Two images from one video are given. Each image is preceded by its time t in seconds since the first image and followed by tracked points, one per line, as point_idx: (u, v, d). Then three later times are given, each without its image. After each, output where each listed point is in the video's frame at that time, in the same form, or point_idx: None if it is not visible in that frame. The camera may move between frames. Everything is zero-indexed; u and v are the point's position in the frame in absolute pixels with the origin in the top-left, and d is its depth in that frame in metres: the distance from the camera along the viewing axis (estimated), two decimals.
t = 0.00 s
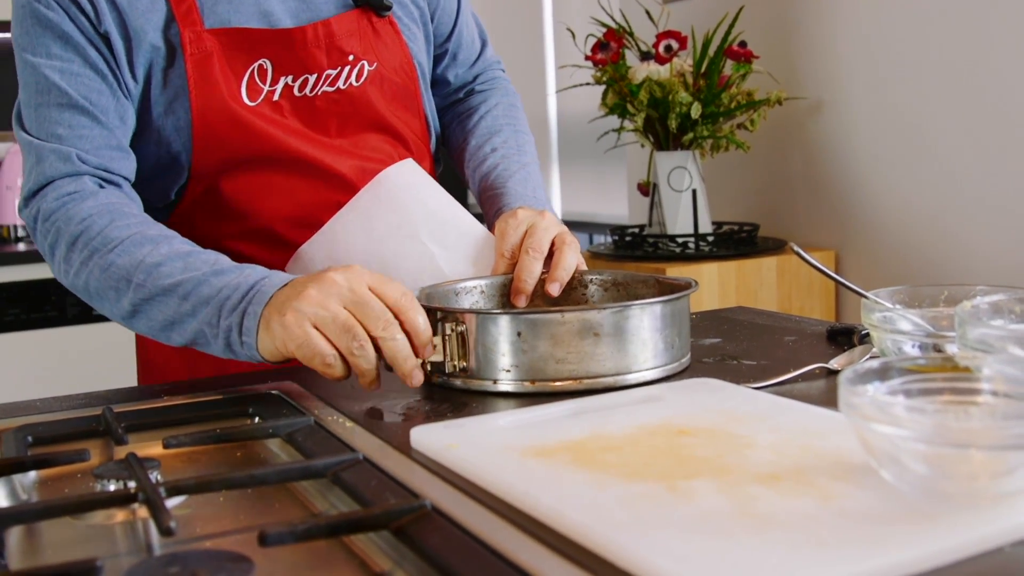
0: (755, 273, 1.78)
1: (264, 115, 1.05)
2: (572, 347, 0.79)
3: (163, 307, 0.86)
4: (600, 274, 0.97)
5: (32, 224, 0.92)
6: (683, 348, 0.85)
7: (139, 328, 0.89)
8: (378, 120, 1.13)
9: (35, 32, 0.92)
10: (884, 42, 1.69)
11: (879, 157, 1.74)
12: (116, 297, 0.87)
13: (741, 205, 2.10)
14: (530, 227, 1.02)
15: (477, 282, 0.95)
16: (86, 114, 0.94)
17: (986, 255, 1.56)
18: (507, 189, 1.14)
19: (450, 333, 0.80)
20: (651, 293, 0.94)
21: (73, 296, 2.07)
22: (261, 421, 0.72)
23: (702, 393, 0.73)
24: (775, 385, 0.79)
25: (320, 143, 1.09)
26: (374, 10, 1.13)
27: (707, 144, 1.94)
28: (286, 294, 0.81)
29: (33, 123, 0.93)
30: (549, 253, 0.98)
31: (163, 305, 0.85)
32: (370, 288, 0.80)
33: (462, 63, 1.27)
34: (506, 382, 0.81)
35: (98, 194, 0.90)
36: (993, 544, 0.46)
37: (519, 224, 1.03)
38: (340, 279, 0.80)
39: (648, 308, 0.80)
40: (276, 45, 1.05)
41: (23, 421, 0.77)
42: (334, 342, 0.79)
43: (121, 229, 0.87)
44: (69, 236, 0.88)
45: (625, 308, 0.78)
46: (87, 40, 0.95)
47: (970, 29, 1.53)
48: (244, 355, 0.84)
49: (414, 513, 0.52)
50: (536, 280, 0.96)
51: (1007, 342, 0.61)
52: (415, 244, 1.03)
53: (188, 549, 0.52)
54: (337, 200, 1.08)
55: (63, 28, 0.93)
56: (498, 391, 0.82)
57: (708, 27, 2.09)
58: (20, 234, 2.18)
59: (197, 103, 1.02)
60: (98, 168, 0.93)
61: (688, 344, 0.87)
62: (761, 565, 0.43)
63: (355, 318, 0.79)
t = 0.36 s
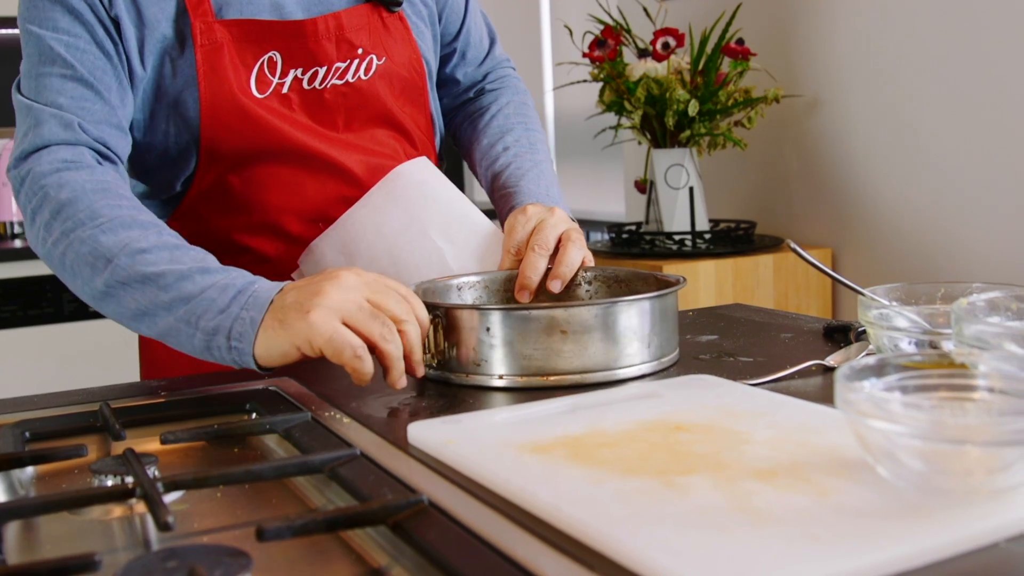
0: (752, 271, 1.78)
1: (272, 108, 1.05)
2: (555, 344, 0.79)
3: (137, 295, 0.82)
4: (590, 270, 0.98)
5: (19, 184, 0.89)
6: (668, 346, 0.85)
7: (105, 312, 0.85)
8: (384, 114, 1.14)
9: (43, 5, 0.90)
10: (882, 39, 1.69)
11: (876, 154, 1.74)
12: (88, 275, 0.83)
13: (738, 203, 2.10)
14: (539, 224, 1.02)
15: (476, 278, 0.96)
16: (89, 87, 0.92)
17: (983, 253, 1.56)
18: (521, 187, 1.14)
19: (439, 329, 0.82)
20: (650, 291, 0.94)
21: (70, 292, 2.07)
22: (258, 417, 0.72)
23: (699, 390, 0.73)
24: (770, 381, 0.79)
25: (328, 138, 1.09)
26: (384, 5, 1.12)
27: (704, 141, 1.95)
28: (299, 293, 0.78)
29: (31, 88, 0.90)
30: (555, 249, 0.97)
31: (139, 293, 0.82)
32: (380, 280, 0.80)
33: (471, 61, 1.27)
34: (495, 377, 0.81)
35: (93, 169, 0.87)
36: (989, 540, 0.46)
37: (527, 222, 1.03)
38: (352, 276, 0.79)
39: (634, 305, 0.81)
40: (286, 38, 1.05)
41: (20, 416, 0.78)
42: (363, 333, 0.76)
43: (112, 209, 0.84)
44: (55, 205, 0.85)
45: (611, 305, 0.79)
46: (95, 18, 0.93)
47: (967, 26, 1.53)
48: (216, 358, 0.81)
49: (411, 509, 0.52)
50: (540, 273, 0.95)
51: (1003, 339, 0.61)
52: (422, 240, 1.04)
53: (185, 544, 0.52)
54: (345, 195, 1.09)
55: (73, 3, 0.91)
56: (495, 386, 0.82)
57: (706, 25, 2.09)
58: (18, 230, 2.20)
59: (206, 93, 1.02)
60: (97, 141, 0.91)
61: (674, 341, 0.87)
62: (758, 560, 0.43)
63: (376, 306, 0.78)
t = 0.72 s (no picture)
0: (751, 272, 1.79)
1: (277, 109, 1.05)
2: (551, 345, 0.79)
3: (126, 269, 0.80)
4: (591, 271, 0.98)
5: None
6: (667, 348, 0.85)
7: (82, 287, 0.82)
8: (389, 113, 1.14)
9: None
10: (881, 41, 1.69)
11: (876, 155, 1.74)
12: (73, 247, 0.80)
13: (737, 204, 2.10)
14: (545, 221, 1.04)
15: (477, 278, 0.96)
16: (81, 72, 0.91)
17: (982, 254, 1.56)
18: (534, 180, 1.13)
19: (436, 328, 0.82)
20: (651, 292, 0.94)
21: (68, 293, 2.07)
22: (257, 418, 0.72)
23: (698, 391, 0.73)
24: (770, 383, 0.79)
25: (334, 138, 1.09)
26: (388, 5, 1.12)
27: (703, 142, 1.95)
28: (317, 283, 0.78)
29: (21, 65, 0.88)
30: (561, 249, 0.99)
31: (128, 267, 0.80)
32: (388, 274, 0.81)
33: (479, 56, 1.26)
34: (493, 379, 0.81)
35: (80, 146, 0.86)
36: (989, 542, 0.46)
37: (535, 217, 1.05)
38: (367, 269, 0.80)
39: (633, 305, 0.81)
40: (290, 39, 1.05)
41: (19, 417, 0.77)
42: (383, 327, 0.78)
43: (103, 183, 0.83)
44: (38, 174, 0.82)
45: (611, 305, 0.79)
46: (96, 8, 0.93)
47: (966, 28, 1.54)
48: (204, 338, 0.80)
49: (411, 510, 0.52)
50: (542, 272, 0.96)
51: (1002, 341, 0.61)
52: (433, 240, 1.08)
53: (185, 545, 0.52)
54: (350, 194, 1.09)
55: None
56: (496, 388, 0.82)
57: (704, 26, 2.09)
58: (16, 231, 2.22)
59: (212, 94, 1.02)
60: (84, 125, 0.89)
61: (673, 344, 0.87)
62: (757, 562, 0.43)
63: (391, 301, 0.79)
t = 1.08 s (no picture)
0: (750, 275, 1.79)
1: (277, 110, 1.06)
2: (549, 348, 0.79)
3: (123, 290, 0.82)
4: (590, 274, 0.97)
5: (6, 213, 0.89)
6: (666, 352, 0.85)
7: (100, 314, 0.85)
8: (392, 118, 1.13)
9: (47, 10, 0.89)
10: (880, 46, 1.69)
11: (874, 159, 1.75)
12: (76, 281, 0.83)
13: (736, 208, 2.10)
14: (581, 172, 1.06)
15: (477, 280, 0.95)
16: (80, 103, 0.90)
17: (980, 258, 1.57)
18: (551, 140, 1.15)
19: (435, 332, 0.82)
20: (649, 296, 0.94)
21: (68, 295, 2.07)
22: (256, 422, 0.72)
23: (696, 395, 0.73)
24: (768, 387, 0.79)
25: (335, 142, 1.09)
26: (394, 9, 1.12)
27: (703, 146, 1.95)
28: (252, 283, 0.77)
29: (24, 101, 0.89)
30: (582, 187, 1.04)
31: (124, 288, 0.82)
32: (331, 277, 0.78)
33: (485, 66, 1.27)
34: (492, 383, 0.81)
35: (68, 176, 0.87)
36: (988, 547, 0.46)
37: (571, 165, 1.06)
38: (304, 271, 0.77)
39: (632, 309, 0.80)
40: (294, 40, 1.05)
41: (18, 420, 0.77)
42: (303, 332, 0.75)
43: (86, 212, 0.84)
44: (37, 222, 0.85)
45: (610, 309, 0.79)
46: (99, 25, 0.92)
47: (965, 33, 1.54)
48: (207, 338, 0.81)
49: (409, 514, 0.52)
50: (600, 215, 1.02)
51: (1001, 345, 0.61)
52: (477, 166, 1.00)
53: (183, 549, 0.52)
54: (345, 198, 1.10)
55: (76, 11, 0.90)
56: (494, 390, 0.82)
57: (704, 29, 2.10)
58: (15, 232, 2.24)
59: (212, 96, 1.01)
60: (81, 160, 0.89)
61: (673, 346, 0.87)
62: (755, 567, 0.43)
63: (315, 308, 0.76)
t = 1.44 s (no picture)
0: (748, 281, 1.79)
1: (281, 113, 1.05)
2: (546, 354, 0.79)
3: (196, 288, 0.90)
4: (589, 280, 0.97)
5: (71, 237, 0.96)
6: (662, 358, 0.85)
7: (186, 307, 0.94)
8: (396, 125, 1.12)
9: (64, 17, 0.93)
10: (878, 51, 1.70)
11: (872, 166, 1.75)
12: (156, 285, 0.91)
13: (734, 213, 2.10)
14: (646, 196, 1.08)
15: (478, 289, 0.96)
16: (110, 110, 0.95)
17: (978, 264, 1.57)
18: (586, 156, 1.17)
19: (432, 338, 0.82)
20: (647, 302, 0.93)
21: (65, 300, 2.07)
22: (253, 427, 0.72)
23: (693, 401, 0.73)
24: (765, 393, 0.79)
25: (339, 148, 1.08)
26: (401, 16, 1.12)
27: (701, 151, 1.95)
28: (289, 279, 0.83)
29: (57, 116, 0.94)
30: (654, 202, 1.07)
31: (196, 287, 0.89)
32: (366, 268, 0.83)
33: (493, 79, 1.27)
34: (491, 389, 0.81)
35: (117, 189, 0.94)
36: (985, 554, 0.46)
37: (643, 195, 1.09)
38: (350, 255, 0.83)
39: (629, 315, 0.80)
40: (301, 43, 1.05)
41: (15, 425, 0.77)
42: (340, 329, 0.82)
43: (140, 220, 0.91)
44: (102, 238, 0.93)
45: (606, 315, 0.79)
46: (113, 26, 0.95)
47: (962, 38, 1.54)
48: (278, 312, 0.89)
49: (406, 520, 0.52)
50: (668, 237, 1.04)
51: (998, 352, 0.61)
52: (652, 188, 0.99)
53: (179, 554, 0.51)
54: (351, 205, 1.08)
55: (91, 16, 0.94)
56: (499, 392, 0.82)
57: (702, 35, 2.10)
58: (12, 237, 2.26)
59: (215, 97, 1.02)
60: (125, 167, 0.96)
61: (669, 353, 0.87)
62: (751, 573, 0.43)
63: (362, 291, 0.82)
